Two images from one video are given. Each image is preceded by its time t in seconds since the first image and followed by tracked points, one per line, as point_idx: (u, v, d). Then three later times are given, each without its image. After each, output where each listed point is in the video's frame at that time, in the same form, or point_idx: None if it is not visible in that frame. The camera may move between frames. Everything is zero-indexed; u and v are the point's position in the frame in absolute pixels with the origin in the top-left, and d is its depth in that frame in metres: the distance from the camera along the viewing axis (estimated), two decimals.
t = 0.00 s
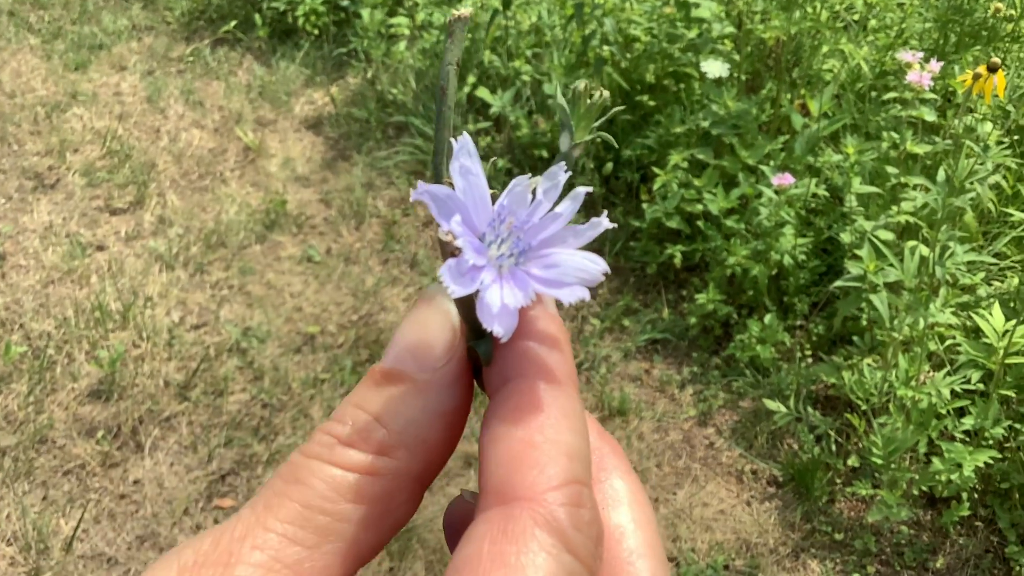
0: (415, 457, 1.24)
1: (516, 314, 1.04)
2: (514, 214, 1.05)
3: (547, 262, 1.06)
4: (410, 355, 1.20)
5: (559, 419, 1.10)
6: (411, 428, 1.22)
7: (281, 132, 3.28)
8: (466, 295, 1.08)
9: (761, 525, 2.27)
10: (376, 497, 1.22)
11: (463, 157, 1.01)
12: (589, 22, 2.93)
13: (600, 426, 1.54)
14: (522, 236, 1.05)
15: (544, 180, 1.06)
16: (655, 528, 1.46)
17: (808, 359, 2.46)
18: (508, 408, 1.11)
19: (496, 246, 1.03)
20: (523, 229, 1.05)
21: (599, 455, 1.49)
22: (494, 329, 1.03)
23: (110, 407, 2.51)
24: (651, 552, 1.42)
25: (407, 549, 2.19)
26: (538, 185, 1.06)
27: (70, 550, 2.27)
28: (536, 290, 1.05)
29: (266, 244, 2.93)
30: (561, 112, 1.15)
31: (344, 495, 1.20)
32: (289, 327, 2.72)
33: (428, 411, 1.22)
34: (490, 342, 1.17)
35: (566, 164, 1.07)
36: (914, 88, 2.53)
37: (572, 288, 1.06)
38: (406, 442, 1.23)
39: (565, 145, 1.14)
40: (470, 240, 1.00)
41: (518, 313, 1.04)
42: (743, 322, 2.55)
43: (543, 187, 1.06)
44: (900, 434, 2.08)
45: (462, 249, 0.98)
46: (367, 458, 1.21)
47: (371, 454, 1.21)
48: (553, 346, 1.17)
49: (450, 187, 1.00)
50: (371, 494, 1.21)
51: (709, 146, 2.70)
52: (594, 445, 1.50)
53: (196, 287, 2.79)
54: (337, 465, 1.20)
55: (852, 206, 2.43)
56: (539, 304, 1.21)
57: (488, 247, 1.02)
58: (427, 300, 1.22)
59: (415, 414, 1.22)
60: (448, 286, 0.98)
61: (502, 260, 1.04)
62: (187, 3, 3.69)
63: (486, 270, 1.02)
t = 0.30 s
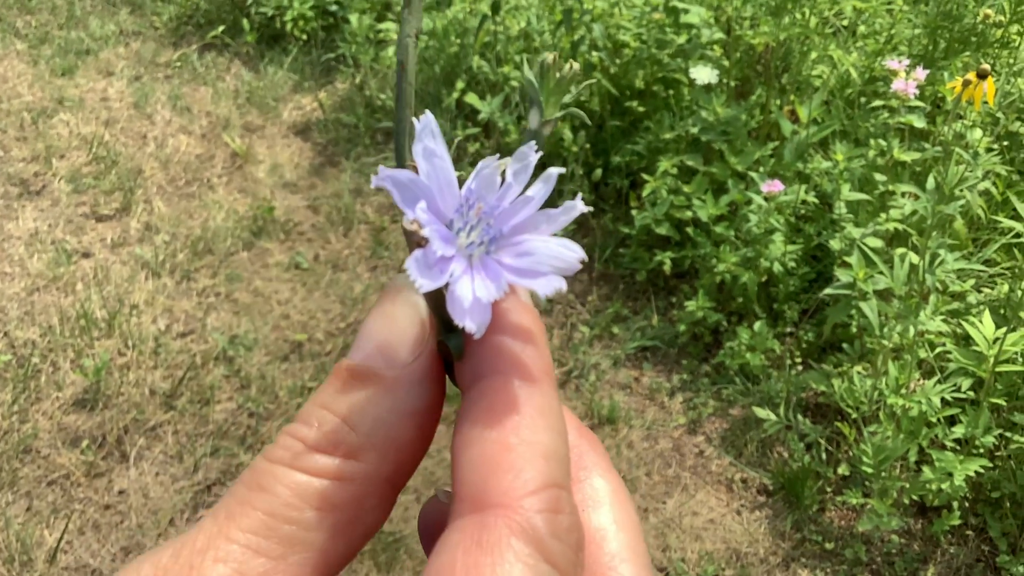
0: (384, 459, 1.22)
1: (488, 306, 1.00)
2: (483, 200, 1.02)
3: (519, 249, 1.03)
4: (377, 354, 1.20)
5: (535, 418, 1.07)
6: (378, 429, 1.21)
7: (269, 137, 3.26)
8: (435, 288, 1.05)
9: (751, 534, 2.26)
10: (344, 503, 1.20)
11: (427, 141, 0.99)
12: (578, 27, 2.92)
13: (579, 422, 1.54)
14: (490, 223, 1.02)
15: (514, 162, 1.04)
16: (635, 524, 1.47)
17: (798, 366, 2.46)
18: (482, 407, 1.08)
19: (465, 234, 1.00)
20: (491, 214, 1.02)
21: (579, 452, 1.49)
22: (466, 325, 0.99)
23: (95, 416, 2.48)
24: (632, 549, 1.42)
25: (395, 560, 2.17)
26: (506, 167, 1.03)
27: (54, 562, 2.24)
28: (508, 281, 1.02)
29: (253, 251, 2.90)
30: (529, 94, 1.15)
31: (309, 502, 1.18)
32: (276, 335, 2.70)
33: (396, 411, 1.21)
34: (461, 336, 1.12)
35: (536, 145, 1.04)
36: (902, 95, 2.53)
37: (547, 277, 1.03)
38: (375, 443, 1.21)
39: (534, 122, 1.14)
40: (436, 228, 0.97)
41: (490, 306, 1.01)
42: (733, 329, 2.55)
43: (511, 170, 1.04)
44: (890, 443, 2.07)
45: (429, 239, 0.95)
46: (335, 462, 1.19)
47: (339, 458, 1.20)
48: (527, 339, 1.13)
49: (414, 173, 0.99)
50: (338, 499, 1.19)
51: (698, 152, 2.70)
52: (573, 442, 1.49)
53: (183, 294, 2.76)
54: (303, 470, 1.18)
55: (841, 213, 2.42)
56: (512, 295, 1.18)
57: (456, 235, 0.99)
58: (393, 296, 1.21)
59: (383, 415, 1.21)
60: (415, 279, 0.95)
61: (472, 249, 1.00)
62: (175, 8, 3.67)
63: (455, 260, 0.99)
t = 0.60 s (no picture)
0: (375, 464, 1.24)
1: (476, 311, 1.01)
2: (473, 206, 1.03)
3: (509, 255, 1.04)
4: (370, 360, 1.21)
5: (523, 421, 1.08)
6: (370, 433, 1.23)
7: (273, 150, 3.28)
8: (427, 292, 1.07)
9: (754, 549, 2.26)
10: (335, 504, 1.23)
11: (419, 148, 1.00)
12: (582, 41, 2.93)
13: (571, 426, 1.55)
14: (481, 228, 1.03)
15: (506, 168, 1.03)
16: (626, 527, 1.47)
17: (801, 380, 2.46)
18: (471, 410, 1.09)
19: (455, 240, 1.02)
20: (482, 220, 1.04)
21: (570, 456, 1.49)
22: (454, 329, 1.01)
23: (99, 428, 2.49)
24: (624, 557, 1.42)
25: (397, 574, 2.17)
26: (497, 175, 1.04)
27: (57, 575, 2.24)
28: (497, 285, 1.03)
29: (258, 263, 2.91)
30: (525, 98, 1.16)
31: (301, 505, 1.20)
32: (280, 347, 2.71)
33: (388, 416, 1.23)
34: (453, 340, 1.14)
35: (528, 153, 1.04)
36: (905, 109, 2.53)
37: (535, 283, 1.03)
38: (367, 448, 1.23)
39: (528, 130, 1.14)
40: (425, 234, 0.98)
41: (479, 310, 1.02)
42: (736, 342, 2.55)
43: (503, 177, 1.04)
44: (894, 457, 2.07)
45: (418, 245, 0.97)
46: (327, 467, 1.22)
47: (331, 462, 1.22)
48: (516, 344, 1.14)
49: (407, 180, 1.00)
50: (329, 502, 1.22)
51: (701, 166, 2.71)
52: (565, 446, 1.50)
53: (187, 306, 2.77)
54: (297, 474, 1.21)
55: (844, 226, 2.43)
56: (502, 300, 1.18)
57: (446, 241, 1.01)
58: (387, 303, 1.23)
59: (375, 421, 1.23)
60: (402, 284, 0.96)
61: (462, 254, 1.02)
62: (181, 20, 3.69)
63: (445, 265, 1.00)
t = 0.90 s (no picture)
0: (405, 469, 1.25)
1: (501, 328, 1.04)
2: (496, 232, 1.04)
3: (529, 276, 1.06)
4: (399, 369, 1.22)
5: (543, 428, 1.11)
6: (401, 439, 1.24)
7: (286, 162, 3.31)
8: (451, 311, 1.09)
9: (764, 561, 2.25)
10: (369, 507, 1.22)
11: (446, 177, 1.01)
12: (593, 54, 2.95)
13: (581, 433, 1.56)
14: (503, 252, 1.05)
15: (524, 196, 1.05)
16: (635, 532, 1.47)
17: (812, 392, 2.46)
18: (493, 417, 1.12)
19: (479, 262, 1.03)
20: (504, 247, 1.05)
21: (582, 462, 1.49)
22: (482, 343, 1.04)
23: (112, 438, 2.51)
24: (634, 558, 1.43)
25: None
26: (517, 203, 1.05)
27: None
28: (519, 305, 1.06)
29: (271, 274, 2.94)
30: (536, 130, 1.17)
31: (337, 505, 1.21)
32: (292, 358, 2.72)
33: (418, 423, 1.23)
34: (475, 354, 1.16)
35: (546, 181, 1.06)
36: (914, 123, 2.54)
37: (555, 302, 1.06)
38: (398, 453, 1.24)
39: (541, 161, 1.15)
40: (454, 257, 1.00)
41: (504, 327, 1.05)
42: (747, 354, 2.55)
43: (523, 205, 1.05)
44: (905, 469, 2.06)
45: (448, 268, 0.99)
46: (360, 470, 1.22)
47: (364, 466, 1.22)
48: (534, 357, 1.17)
49: (434, 208, 1.00)
50: (364, 505, 1.22)
51: (711, 178, 2.72)
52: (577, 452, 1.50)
53: (200, 317, 2.80)
54: (332, 476, 1.21)
55: (855, 239, 2.43)
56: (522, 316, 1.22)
57: (471, 264, 1.03)
58: (413, 317, 1.24)
59: (404, 426, 1.23)
60: (436, 304, 0.98)
61: (486, 275, 1.04)
62: (195, 33, 3.73)
63: (471, 286, 1.02)
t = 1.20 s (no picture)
0: (437, 446, 1.27)
1: (527, 314, 1.08)
2: (521, 226, 1.09)
3: (552, 266, 1.10)
4: (430, 354, 1.24)
5: (566, 403, 1.13)
6: (433, 419, 1.26)
7: (298, 172, 3.34)
8: (478, 299, 1.13)
9: (773, 570, 2.26)
10: (403, 482, 1.25)
11: (475, 176, 1.05)
12: (603, 65, 2.98)
13: (599, 413, 1.54)
14: (528, 245, 1.09)
15: (547, 192, 1.10)
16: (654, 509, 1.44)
17: (822, 402, 2.46)
18: (517, 394, 1.14)
19: (506, 254, 1.08)
20: (529, 240, 1.10)
21: (600, 438, 1.48)
22: (508, 328, 1.07)
23: (125, 446, 2.54)
24: (653, 529, 1.39)
25: None
26: (540, 200, 1.10)
27: None
28: (542, 293, 1.10)
29: (282, 283, 2.96)
30: (560, 134, 1.16)
31: (374, 480, 1.24)
32: (303, 366, 2.75)
33: (449, 403, 1.26)
34: (502, 339, 1.19)
35: (566, 179, 1.11)
36: (922, 133, 2.55)
37: (576, 288, 1.10)
38: (430, 432, 1.26)
39: (563, 161, 1.17)
40: (484, 249, 1.03)
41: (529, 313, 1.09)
42: (756, 364, 2.56)
43: (545, 200, 1.10)
44: (914, 478, 2.06)
45: (477, 257, 1.02)
46: (395, 447, 1.25)
47: (398, 444, 1.25)
48: (556, 339, 1.17)
49: (464, 205, 1.05)
50: (399, 480, 1.25)
51: (721, 189, 2.73)
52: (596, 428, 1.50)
53: (213, 325, 2.82)
54: (368, 453, 1.24)
55: (865, 249, 2.43)
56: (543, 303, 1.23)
57: (498, 255, 1.07)
58: (443, 306, 1.26)
59: (435, 407, 1.26)
60: (466, 292, 1.02)
61: (512, 266, 1.08)
62: (208, 44, 3.77)
63: (499, 275, 1.06)
